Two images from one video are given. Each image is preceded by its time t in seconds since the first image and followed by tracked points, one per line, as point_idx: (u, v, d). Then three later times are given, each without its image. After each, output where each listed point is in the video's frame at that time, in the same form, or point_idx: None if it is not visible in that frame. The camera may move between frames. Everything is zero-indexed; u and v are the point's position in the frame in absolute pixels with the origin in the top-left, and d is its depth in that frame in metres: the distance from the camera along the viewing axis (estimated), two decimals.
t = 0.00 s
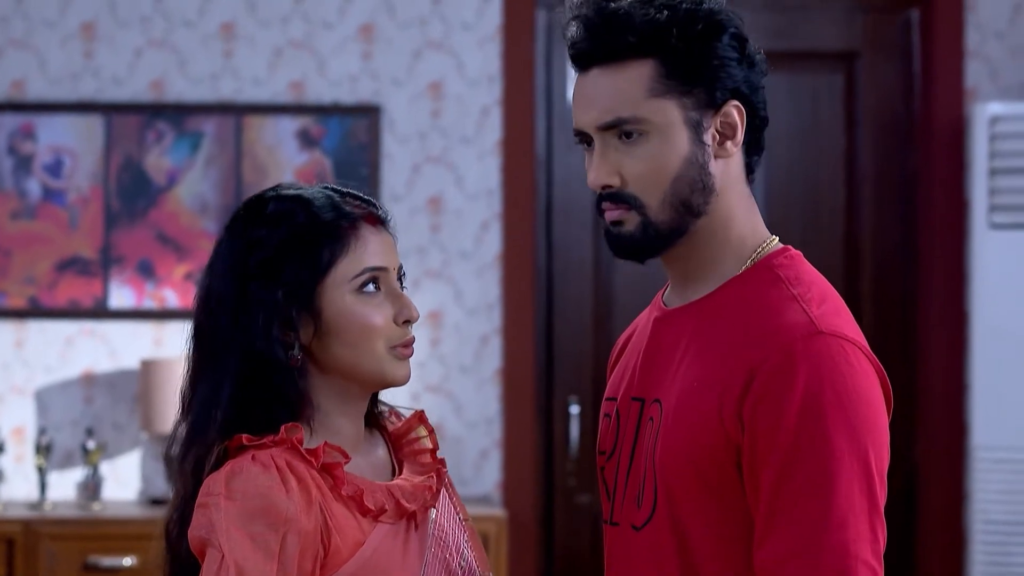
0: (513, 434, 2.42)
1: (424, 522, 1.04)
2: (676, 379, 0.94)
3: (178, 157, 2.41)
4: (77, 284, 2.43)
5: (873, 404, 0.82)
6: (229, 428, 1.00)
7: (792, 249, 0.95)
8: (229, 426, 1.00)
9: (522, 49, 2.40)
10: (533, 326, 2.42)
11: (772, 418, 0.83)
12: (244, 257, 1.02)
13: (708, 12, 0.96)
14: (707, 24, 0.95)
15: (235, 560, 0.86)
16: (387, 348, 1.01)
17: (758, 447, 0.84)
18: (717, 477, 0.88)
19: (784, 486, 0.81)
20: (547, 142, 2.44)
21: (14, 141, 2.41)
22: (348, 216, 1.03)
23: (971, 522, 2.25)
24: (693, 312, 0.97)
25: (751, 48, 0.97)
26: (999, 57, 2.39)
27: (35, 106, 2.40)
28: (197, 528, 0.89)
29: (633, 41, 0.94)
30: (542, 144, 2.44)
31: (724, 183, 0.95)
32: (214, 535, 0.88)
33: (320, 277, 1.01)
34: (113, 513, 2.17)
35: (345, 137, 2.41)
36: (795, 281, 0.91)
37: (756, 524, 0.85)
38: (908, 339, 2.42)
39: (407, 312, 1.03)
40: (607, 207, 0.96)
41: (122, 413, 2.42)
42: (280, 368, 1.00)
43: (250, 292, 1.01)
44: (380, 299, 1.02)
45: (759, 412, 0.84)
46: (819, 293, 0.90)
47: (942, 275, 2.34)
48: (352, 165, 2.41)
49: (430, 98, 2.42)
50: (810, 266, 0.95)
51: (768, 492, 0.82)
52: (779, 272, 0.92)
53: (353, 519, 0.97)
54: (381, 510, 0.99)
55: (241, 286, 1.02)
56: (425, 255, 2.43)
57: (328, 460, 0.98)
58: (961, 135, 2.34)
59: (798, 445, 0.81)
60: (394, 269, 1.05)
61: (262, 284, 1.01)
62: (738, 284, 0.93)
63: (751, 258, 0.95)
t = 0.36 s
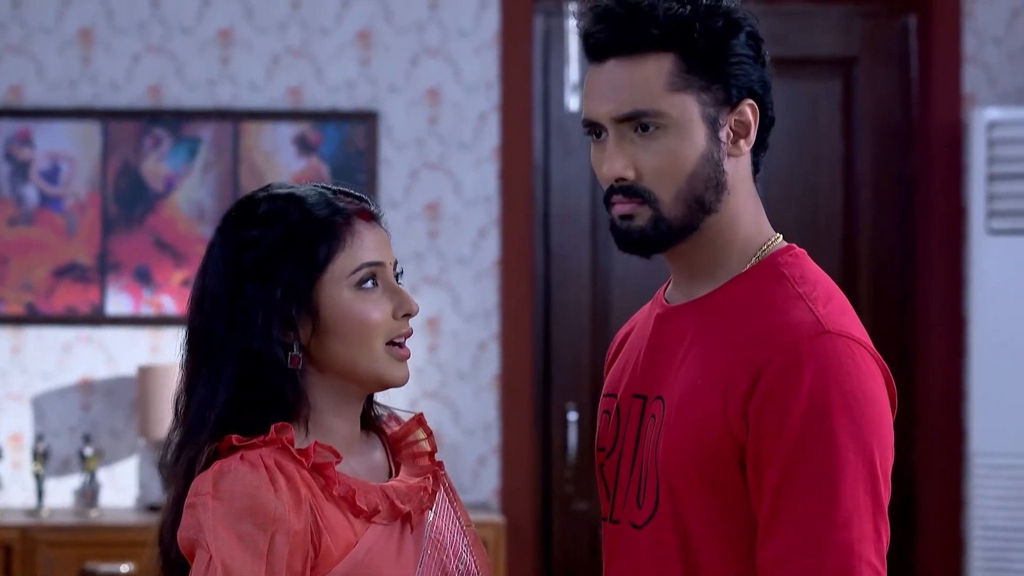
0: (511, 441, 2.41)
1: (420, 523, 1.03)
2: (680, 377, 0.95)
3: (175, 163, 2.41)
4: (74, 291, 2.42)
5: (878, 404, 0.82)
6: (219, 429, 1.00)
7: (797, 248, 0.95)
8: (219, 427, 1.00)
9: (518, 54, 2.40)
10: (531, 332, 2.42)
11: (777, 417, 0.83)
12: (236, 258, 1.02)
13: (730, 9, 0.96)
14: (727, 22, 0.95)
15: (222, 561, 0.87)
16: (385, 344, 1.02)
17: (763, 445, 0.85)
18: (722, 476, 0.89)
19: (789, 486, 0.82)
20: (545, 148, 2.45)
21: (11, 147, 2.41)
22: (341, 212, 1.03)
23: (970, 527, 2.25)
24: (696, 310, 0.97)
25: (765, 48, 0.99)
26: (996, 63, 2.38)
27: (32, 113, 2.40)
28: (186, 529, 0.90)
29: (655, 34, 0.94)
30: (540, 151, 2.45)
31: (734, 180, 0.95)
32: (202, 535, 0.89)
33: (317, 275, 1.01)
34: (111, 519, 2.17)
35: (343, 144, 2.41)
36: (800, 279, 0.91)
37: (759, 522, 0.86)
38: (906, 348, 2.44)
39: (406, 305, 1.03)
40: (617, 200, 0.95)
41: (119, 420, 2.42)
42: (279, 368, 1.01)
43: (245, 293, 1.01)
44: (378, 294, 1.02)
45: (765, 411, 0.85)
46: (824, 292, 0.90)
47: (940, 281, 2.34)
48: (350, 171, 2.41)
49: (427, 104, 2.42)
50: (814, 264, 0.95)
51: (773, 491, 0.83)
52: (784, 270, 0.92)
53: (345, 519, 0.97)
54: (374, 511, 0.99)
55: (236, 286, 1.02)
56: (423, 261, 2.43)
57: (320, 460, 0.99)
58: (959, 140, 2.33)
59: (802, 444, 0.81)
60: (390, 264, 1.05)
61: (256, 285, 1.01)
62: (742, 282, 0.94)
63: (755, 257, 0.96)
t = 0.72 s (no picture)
0: (507, 448, 2.41)
1: (417, 525, 1.03)
2: (687, 375, 0.96)
3: (171, 170, 2.41)
4: (70, 298, 2.42)
5: (886, 404, 0.84)
6: (216, 425, 1.00)
7: (804, 247, 0.97)
8: (215, 426, 1.00)
9: (515, 61, 2.40)
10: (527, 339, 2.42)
11: (786, 417, 0.85)
12: (231, 258, 1.02)
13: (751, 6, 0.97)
14: (746, 19, 0.96)
15: (219, 557, 0.87)
16: (387, 338, 1.03)
17: (770, 444, 0.86)
18: (728, 474, 0.90)
19: (797, 486, 0.84)
20: (541, 156, 2.45)
21: (7, 155, 2.41)
22: (335, 207, 1.04)
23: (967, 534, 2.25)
24: (702, 306, 0.99)
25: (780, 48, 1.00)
26: (992, 70, 2.40)
27: (28, 120, 2.40)
28: (182, 524, 0.90)
29: (676, 28, 0.94)
30: (536, 159, 2.45)
31: (746, 178, 0.97)
32: (198, 531, 0.89)
33: (314, 272, 1.01)
34: (107, 526, 2.16)
35: (339, 151, 2.41)
36: (809, 279, 0.93)
37: (766, 520, 0.87)
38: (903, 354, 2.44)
39: (405, 298, 1.04)
40: (629, 192, 0.95)
41: (115, 428, 2.41)
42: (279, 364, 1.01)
43: (240, 294, 1.02)
44: (377, 288, 1.03)
45: (773, 410, 0.86)
46: (832, 292, 0.92)
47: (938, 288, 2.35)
48: (345, 179, 2.41)
49: (423, 112, 2.43)
50: (821, 263, 0.97)
51: (781, 490, 0.85)
52: (791, 269, 0.94)
53: (342, 518, 0.97)
54: (371, 510, 0.99)
55: (232, 287, 1.02)
56: (419, 269, 2.43)
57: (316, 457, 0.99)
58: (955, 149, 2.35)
59: (811, 445, 0.83)
60: (386, 257, 1.06)
61: (252, 284, 1.01)
62: (748, 280, 0.95)
63: (764, 254, 0.97)
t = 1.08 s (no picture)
0: (505, 454, 2.41)
1: (415, 520, 1.04)
2: (695, 370, 0.97)
3: (168, 176, 2.40)
4: (68, 305, 2.42)
5: (897, 401, 0.85)
6: (213, 417, 1.00)
7: (813, 244, 0.98)
8: (211, 419, 0.99)
9: (513, 67, 2.40)
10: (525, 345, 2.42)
11: (798, 413, 0.86)
12: (230, 250, 1.02)
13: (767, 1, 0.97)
14: (762, 15, 0.97)
15: (217, 549, 0.87)
16: (382, 339, 1.03)
17: (781, 441, 0.87)
18: (737, 470, 0.91)
19: (808, 483, 0.84)
20: (539, 163, 2.44)
21: (5, 161, 2.40)
22: (337, 204, 1.04)
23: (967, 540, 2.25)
24: (708, 302, 1.00)
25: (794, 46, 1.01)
26: (990, 76, 2.40)
27: (26, 126, 2.40)
28: (178, 517, 0.89)
29: (693, 19, 0.95)
30: (534, 165, 2.45)
31: (757, 173, 0.97)
32: (195, 523, 0.88)
33: (312, 268, 1.01)
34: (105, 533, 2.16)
35: (336, 157, 2.41)
36: (819, 275, 0.94)
37: (775, 517, 0.88)
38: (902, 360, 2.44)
39: (403, 300, 1.04)
40: (640, 184, 0.96)
41: (113, 434, 2.41)
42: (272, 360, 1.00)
43: (238, 287, 1.01)
44: (375, 289, 1.03)
45: (784, 406, 0.87)
46: (843, 288, 0.92)
47: (937, 294, 2.36)
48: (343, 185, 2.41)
49: (421, 118, 2.43)
50: (829, 258, 0.98)
51: (792, 487, 0.85)
52: (801, 264, 0.95)
53: (341, 513, 0.97)
54: (370, 504, 0.99)
55: (229, 280, 1.02)
56: (417, 275, 2.43)
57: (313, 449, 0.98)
58: (953, 155, 2.36)
59: (823, 441, 0.84)
60: (386, 258, 1.06)
61: (250, 277, 1.01)
62: (757, 276, 0.96)
63: (772, 251, 0.98)
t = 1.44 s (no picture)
0: (503, 466, 2.41)
1: (407, 526, 1.04)
2: (701, 371, 0.99)
3: (166, 188, 2.41)
4: (65, 316, 2.42)
5: (903, 399, 0.87)
6: (200, 418, 1.01)
7: (815, 243, 1.01)
8: (197, 419, 1.01)
9: (511, 77, 2.40)
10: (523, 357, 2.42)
11: (806, 412, 0.88)
12: (228, 246, 1.04)
13: None
14: (762, 12, 1.00)
15: (198, 549, 0.87)
16: (368, 348, 1.02)
17: (788, 440, 0.90)
18: (744, 469, 0.94)
19: (817, 482, 0.87)
20: (536, 173, 2.44)
21: (2, 172, 2.41)
22: (337, 210, 1.04)
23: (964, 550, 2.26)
24: (711, 301, 1.03)
25: (793, 45, 1.04)
26: (988, 86, 2.41)
27: (24, 137, 2.40)
28: (161, 516, 0.89)
29: (695, 17, 0.97)
30: (531, 176, 2.45)
31: (759, 170, 1.00)
32: (177, 523, 0.88)
33: (303, 271, 1.01)
34: (102, 544, 2.15)
35: (334, 168, 2.41)
36: (824, 274, 0.97)
37: (782, 516, 0.91)
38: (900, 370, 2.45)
39: (394, 312, 1.03)
40: (644, 184, 0.98)
41: (110, 445, 2.41)
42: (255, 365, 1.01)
43: (231, 285, 1.02)
44: (366, 299, 1.02)
45: (791, 406, 0.89)
46: (847, 288, 0.95)
47: (935, 305, 2.37)
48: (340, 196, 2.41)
49: (419, 128, 2.43)
50: (831, 258, 1.01)
51: (800, 485, 0.88)
52: (804, 263, 0.98)
53: (329, 515, 0.97)
54: (359, 506, 1.00)
55: (223, 277, 1.03)
56: (414, 286, 2.43)
57: (302, 451, 0.98)
58: (951, 166, 2.37)
59: (830, 440, 0.86)
60: (384, 268, 1.05)
61: (242, 275, 1.02)
62: (761, 275, 0.99)
63: (775, 250, 1.02)
